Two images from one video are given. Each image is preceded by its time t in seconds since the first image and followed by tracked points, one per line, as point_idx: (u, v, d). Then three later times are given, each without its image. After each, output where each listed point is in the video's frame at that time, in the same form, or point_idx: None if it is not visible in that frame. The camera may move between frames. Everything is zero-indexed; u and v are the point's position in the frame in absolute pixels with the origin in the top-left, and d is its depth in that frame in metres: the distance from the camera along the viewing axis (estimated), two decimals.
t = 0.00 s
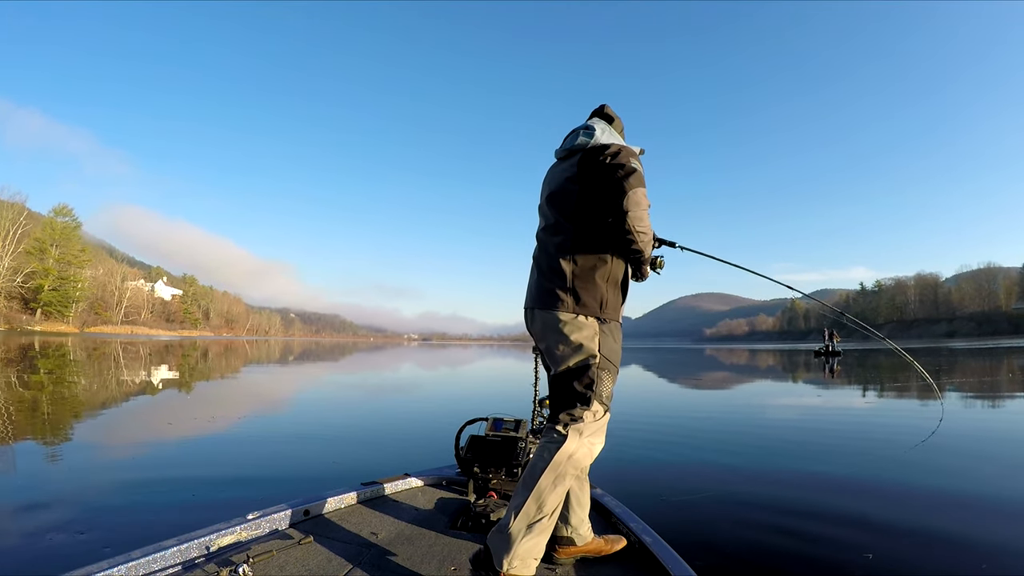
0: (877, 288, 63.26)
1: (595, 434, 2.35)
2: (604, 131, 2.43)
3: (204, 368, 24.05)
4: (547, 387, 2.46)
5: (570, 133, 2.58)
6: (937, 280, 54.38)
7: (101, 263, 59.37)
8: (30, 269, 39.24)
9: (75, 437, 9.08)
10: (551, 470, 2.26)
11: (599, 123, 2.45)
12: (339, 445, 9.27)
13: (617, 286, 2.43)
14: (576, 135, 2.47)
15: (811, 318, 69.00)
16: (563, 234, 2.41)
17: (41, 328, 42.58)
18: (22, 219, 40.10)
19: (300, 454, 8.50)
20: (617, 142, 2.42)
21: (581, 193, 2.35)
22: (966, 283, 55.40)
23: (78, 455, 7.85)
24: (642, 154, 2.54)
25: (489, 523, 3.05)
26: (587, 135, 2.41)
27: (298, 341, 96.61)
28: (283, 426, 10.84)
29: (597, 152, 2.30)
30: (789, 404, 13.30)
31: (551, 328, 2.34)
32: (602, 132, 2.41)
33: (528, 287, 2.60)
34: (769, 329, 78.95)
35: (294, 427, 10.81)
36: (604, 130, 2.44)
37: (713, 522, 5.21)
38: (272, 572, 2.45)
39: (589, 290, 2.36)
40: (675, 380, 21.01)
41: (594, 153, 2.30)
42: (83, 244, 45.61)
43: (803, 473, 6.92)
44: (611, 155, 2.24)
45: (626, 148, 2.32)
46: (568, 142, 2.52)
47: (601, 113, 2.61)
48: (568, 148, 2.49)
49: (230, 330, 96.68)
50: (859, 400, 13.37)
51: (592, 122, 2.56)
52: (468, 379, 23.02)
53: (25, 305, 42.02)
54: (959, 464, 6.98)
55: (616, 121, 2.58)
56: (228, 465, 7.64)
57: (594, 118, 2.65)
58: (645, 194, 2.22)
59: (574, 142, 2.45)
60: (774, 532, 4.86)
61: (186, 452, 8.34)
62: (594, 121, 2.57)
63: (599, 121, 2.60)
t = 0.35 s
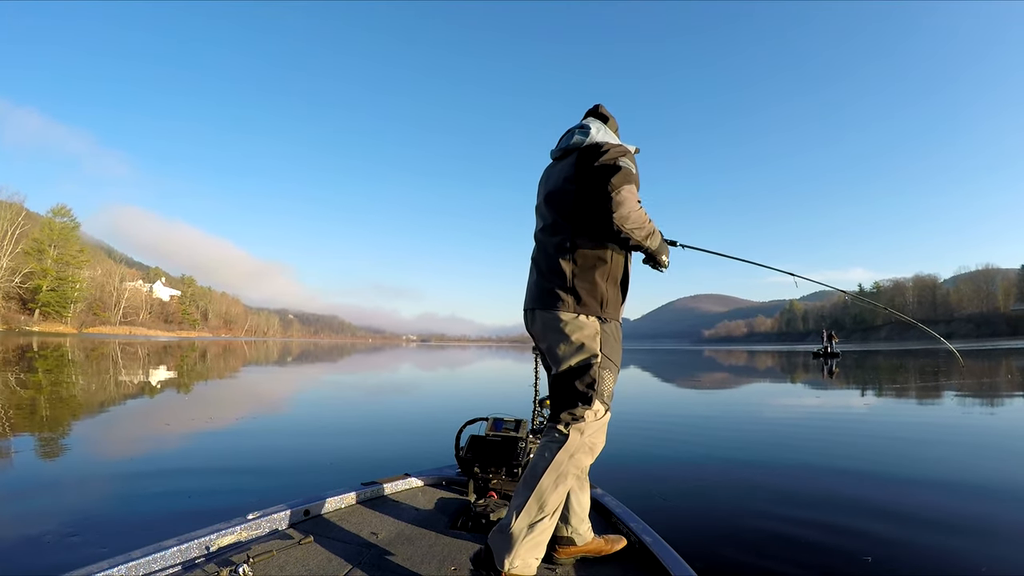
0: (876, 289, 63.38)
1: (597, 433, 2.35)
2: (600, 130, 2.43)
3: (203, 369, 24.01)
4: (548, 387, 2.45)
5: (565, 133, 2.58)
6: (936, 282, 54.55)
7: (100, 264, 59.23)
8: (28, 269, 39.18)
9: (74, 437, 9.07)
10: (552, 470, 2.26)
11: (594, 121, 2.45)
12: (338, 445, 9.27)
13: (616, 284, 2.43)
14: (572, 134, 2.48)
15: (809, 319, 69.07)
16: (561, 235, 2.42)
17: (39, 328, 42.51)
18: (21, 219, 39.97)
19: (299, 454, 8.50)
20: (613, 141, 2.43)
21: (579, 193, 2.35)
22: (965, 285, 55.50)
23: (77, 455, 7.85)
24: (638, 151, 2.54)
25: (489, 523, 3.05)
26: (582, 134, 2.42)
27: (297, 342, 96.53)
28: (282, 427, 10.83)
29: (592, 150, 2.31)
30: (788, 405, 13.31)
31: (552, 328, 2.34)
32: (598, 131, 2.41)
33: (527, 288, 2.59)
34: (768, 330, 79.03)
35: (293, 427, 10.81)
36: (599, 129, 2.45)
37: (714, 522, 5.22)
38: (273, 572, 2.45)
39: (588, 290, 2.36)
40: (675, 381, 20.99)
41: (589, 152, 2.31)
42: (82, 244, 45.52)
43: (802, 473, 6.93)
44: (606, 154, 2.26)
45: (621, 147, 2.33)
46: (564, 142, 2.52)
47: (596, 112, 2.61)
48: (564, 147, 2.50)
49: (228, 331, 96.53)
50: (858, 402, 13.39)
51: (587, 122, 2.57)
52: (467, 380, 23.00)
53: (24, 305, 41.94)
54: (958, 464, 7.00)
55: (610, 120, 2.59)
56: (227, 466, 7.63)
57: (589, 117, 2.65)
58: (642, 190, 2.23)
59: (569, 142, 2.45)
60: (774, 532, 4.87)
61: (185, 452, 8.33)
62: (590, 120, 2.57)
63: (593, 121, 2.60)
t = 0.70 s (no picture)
0: (875, 292, 63.44)
1: (597, 433, 2.35)
2: (600, 131, 2.44)
3: (200, 368, 23.90)
4: (548, 387, 2.46)
5: (564, 134, 2.59)
6: (935, 285, 54.63)
7: (99, 261, 59.11)
8: (27, 267, 39.09)
9: (71, 435, 9.06)
10: (553, 471, 2.26)
11: (594, 123, 2.46)
12: (336, 445, 9.26)
13: (616, 285, 2.44)
14: (571, 135, 2.49)
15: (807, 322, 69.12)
16: (561, 235, 2.42)
17: (37, 326, 42.45)
18: (20, 216, 39.86)
19: (297, 454, 8.53)
20: (612, 142, 2.44)
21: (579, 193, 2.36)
22: (963, 289, 55.56)
23: (75, 453, 7.83)
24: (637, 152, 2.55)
25: (489, 523, 3.05)
26: (582, 135, 2.43)
27: (296, 342, 96.46)
28: (280, 426, 10.82)
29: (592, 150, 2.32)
30: (787, 408, 13.31)
31: (553, 328, 2.34)
32: (598, 131, 2.42)
33: (527, 289, 2.59)
34: (766, 332, 79.09)
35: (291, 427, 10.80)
36: (599, 130, 2.46)
37: (713, 523, 5.22)
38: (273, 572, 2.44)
39: (589, 290, 2.36)
40: (673, 383, 21.00)
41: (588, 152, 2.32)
42: (81, 242, 45.46)
43: (801, 475, 6.93)
44: (606, 155, 2.26)
45: (620, 148, 2.34)
46: (563, 142, 2.53)
47: (595, 113, 2.62)
48: (564, 148, 2.50)
49: (227, 330, 96.44)
50: (857, 405, 13.39)
51: (586, 123, 2.58)
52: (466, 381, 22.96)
53: (22, 303, 41.87)
54: (956, 468, 7.01)
55: (609, 121, 2.60)
56: (224, 465, 7.62)
57: (588, 118, 2.66)
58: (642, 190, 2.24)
59: (569, 142, 2.46)
60: (773, 534, 4.87)
61: (182, 451, 8.32)
62: (588, 121, 2.58)
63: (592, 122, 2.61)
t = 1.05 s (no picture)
0: (874, 293, 63.51)
1: (598, 433, 2.34)
2: (601, 132, 2.44)
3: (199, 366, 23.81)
4: (549, 387, 2.45)
5: (566, 134, 2.59)
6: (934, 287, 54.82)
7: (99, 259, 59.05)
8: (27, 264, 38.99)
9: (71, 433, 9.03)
10: (554, 470, 2.26)
11: (595, 123, 2.46)
12: (336, 444, 9.24)
13: (618, 287, 2.44)
14: (573, 135, 2.49)
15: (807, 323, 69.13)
16: (562, 235, 2.41)
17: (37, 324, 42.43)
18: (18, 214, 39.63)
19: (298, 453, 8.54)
20: (614, 142, 2.44)
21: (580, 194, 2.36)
22: (962, 291, 55.60)
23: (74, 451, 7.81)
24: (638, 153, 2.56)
25: (489, 523, 3.05)
26: (584, 135, 2.42)
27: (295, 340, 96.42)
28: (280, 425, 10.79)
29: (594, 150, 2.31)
30: (786, 409, 13.31)
31: (554, 328, 2.33)
32: (600, 132, 2.42)
33: (528, 289, 2.58)
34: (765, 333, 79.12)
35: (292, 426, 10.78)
36: (600, 131, 2.46)
37: (711, 523, 5.23)
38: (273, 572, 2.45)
39: (590, 291, 2.36)
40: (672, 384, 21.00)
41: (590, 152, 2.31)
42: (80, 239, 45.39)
43: (801, 477, 6.93)
44: (607, 156, 2.27)
45: (622, 149, 2.34)
46: (565, 143, 2.53)
47: (596, 113, 2.62)
48: (566, 148, 2.50)
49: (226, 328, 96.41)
50: (855, 406, 13.38)
51: (588, 123, 2.58)
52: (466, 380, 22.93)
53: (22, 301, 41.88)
54: (956, 469, 7.01)
55: (611, 121, 2.60)
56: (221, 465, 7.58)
57: (589, 118, 2.66)
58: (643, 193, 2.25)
59: (571, 142, 2.46)
60: (773, 534, 4.87)
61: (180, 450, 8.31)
62: (590, 121, 2.58)
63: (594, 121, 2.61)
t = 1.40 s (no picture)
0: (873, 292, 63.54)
1: (598, 433, 2.34)
2: (605, 132, 2.44)
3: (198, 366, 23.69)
4: (550, 387, 2.45)
5: (570, 134, 2.59)
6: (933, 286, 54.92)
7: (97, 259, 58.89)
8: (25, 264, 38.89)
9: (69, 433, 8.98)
10: (554, 469, 2.26)
11: (599, 124, 2.45)
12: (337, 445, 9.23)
13: (620, 288, 2.44)
14: (577, 135, 2.49)
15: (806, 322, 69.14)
16: (565, 235, 2.41)
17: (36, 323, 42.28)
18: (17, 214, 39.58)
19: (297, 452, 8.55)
20: (618, 143, 2.43)
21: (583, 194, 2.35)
22: (961, 290, 55.67)
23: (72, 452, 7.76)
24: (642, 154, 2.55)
25: (489, 523, 3.05)
26: (589, 135, 2.42)
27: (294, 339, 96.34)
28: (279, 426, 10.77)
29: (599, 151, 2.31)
30: (786, 408, 13.31)
31: (556, 328, 2.33)
32: (604, 132, 2.41)
33: (529, 289, 2.58)
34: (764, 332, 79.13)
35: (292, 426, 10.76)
36: (605, 131, 2.46)
37: (711, 522, 5.23)
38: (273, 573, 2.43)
39: (592, 290, 2.36)
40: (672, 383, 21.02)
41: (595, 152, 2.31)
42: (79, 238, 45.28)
43: (801, 476, 6.93)
44: (612, 157, 2.26)
45: (626, 150, 2.33)
46: (569, 142, 2.53)
47: (600, 112, 2.61)
48: (569, 148, 2.50)
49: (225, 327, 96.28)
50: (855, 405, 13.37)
51: (591, 123, 2.57)
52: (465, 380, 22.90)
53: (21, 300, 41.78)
54: (956, 467, 7.02)
55: (615, 121, 2.59)
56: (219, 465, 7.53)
57: (593, 118, 2.65)
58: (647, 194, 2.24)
59: (575, 142, 2.45)
60: (774, 533, 4.88)
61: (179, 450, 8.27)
62: (593, 121, 2.57)
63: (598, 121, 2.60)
